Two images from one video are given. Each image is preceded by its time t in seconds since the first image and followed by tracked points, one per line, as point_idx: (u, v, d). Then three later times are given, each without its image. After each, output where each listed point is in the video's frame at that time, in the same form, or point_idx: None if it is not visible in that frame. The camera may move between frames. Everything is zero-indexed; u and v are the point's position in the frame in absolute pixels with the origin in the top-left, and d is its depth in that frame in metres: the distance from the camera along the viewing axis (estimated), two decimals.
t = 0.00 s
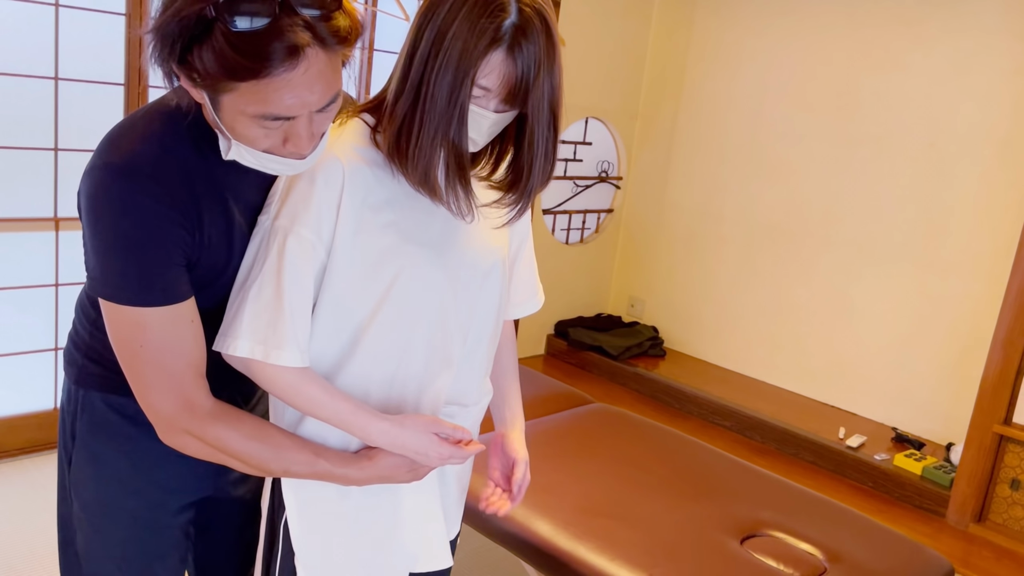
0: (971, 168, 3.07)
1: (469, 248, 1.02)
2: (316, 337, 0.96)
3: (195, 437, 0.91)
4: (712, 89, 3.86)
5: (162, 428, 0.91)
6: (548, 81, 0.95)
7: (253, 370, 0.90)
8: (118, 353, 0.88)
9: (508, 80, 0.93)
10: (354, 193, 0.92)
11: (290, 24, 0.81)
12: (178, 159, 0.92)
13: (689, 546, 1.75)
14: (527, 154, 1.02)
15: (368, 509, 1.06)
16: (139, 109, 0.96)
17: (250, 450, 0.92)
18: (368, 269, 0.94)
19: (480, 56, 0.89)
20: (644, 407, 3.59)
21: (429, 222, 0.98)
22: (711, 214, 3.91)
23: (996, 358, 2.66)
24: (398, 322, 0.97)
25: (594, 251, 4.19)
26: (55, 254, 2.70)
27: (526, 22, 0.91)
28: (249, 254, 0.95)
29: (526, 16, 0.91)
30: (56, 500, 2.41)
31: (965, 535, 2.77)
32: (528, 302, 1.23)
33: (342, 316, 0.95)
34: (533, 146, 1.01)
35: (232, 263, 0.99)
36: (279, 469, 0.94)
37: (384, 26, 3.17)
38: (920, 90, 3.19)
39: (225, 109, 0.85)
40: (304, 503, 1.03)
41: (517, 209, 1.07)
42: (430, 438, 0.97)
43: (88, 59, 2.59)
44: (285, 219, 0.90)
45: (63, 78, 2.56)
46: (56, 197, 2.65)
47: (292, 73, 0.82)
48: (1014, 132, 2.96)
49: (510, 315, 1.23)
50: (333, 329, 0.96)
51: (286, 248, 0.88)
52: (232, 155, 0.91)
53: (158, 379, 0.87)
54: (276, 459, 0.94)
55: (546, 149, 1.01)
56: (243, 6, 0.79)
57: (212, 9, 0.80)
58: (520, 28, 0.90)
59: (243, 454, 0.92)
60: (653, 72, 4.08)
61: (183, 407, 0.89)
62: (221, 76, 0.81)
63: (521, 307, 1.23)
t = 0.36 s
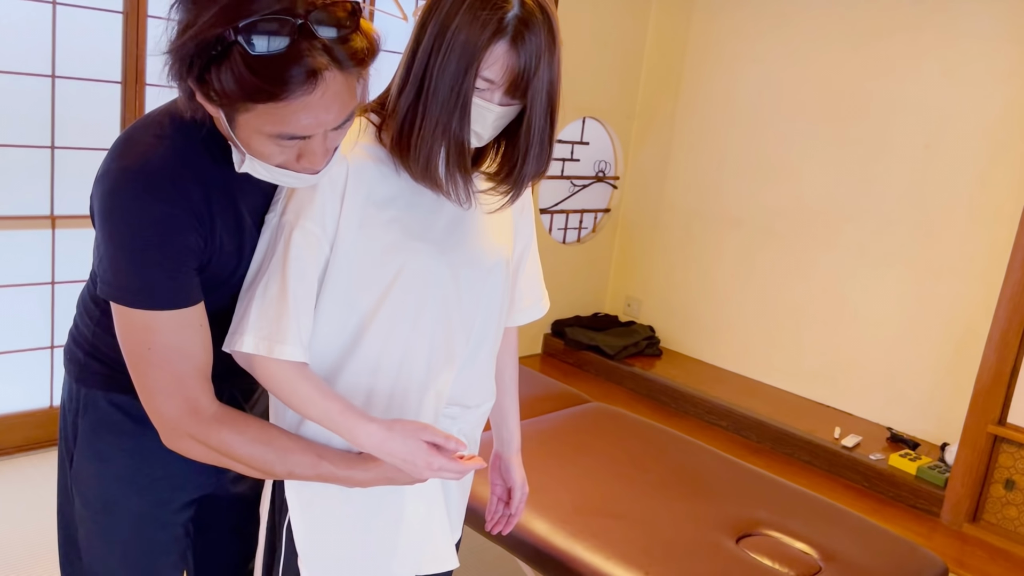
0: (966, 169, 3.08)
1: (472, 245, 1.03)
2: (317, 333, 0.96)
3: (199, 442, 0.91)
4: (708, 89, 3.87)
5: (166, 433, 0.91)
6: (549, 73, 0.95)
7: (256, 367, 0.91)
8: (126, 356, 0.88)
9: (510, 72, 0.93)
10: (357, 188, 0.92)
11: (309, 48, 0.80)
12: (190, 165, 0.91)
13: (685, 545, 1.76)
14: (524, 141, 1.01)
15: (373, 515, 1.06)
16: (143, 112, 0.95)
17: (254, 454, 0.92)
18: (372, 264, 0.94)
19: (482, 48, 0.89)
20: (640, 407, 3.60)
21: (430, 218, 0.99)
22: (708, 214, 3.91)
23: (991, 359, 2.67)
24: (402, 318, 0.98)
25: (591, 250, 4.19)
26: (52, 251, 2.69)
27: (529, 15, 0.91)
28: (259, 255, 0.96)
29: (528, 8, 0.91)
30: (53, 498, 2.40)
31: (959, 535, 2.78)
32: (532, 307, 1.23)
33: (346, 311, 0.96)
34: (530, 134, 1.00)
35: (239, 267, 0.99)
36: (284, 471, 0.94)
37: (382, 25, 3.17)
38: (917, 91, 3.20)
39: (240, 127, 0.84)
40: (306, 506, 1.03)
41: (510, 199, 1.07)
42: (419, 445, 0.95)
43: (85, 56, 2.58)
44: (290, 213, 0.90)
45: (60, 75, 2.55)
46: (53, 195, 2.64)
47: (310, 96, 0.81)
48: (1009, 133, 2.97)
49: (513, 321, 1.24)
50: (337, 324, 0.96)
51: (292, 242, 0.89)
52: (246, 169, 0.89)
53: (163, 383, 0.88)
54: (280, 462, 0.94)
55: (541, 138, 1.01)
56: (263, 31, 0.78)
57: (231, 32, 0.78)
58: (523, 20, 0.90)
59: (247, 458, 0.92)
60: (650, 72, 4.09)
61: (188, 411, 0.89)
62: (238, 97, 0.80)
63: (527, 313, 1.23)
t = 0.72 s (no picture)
0: (966, 168, 3.08)
1: (473, 242, 1.02)
2: (315, 326, 0.96)
3: (197, 424, 0.91)
4: (708, 88, 3.87)
5: (163, 417, 0.91)
6: (551, 66, 0.95)
7: (255, 362, 0.91)
8: (132, 342, 0.88)
9: (513, 65, 0.93)
10: (359, 185, 0.92)
11: (332, 62, 0.80)
12: (203, 151, 0.90)
13: (685, 543, 1.76)
14: (538, 139, 1.02)
15: (372, 496, 1.06)
16: (161, 103, 0.95)
17: (251, 435, 0.93)
18: (371, 261, 0.94)
19: (485, 41, 0.89)
20: (639, 405, 3.60)
21: (431, 216, 0.99)
22: (707, 213, 3.92)
23: (990, 358, 2.67)
24: (401, 316, 0.97)
25: (590, 249, 4.19)
26: (52, 249, 2.69)
27: (532, 8, 0.90)
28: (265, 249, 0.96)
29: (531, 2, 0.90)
30: (53, 496, 2.41)
31: (958, 533, 2.78)
32: (530, 307, 1.23)
33: (345, 306, 0.95)
34: (543, 132, 1.01)
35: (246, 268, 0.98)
36: (279, 453, 0.95)
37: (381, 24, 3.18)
38: (916, 90, 3.20)
39: (259, 138, 0.83)
40: (306, 491, 1.03)
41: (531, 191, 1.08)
42: (417, 455, 0.95)
43: (83, 53, 2.57)
44: (291, 209, 0.90)
45: (59, 73, 2.55)
46: (53, 193, 2.64)
47: (333, 109, 0.80)
48: (1009, 132, 2.97)
49: (512, 321, 1.24)
50: (335, 320, 0.96)
51: (292, 237, 0.89)
52: (261, 175, 0.87)
53: (167, 367, 0.87)
54: (276, 442, 0.94)
55: (557, 133, 1.02)
56: (289, 45, 0.77)
57: (254, 45, 0.76)
58: (526, 14, 0.90)
59: (247, 440, 0.93)
60: (650, 71, 4.09)
61: (188, 394, 0.89)
62: (260, 109, 0.79)
63: (524, 313, 1.23)
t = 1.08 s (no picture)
0: (964, 166, 3.08)
1: (462, 251, 1.02)
2: (298, 322, 0.96)
3: (183, 413, 0.91)
4: (706, 85, 3.87)
5: (149, 407, 0.91)
6: (550, 60, 0.95)
7: (238, 358, 0.92)
8: (121, 333, 0.88)
9: (511, 57, 0.93)
10: (349, 187, 0.92)
11: (318, 26, 0.79)
12: (195, 143, 0.91)
13: (682, 539, 1.76)
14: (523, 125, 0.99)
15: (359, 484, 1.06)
16: (156, 93, 0.95)
17: (237, 424, 0.93)
18: (356, 267, 0.94)
19: (481, 31, 0.89)
20: (637, 403, 3.60)
21: (421, 222, 0.98)
22: (705, 211, 3.91)
23: (988, 355, 2.67)
24: (385, 323, 0.97)
25: (588, 247, 4.19)
26: (49, 246, 2.69)
27: None
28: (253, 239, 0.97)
29: None
30: (51, 492, 2.41)
31: (955, 531, 2.79)
32: (524, 312, 1.23)
33: (330, 307, 0.96)
34: (529, 120, 0.98)
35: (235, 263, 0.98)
36: (266, 442, 0.94)
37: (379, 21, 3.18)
38: (915, 87, 3.20)
39: (252, 112, 0.83)
40: (292, 480, 1.04)
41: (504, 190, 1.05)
42: (393, 460, 0.94)
43: (81, 50, 2.57)
44: (277, 207, 0.91)
45: (56, 70, 2.55)
46: (51, 190, 2.64)
47: (322, 76, 0.80)
48: (1007, 130, 2.97)
49: (506, 322, 1.24)
50: (321, 319, 0.97)
51: (274, 234, 0.89)
52: (256, 156, 0.87)
53: (156, 357, 0.87)
54: (262, 431, 0.94)
55: (542, 126, 1.00)
56: (272, 12, 0.77)
57: (238, 15, 0.76)
58: (523, 4, 0.91)
59: (232, 429, 0.93)
60: (648, 69, 4.09)
61: (175, 384, 0.89)
62: (250, 80, 0.79)
63: (518, 317, 1.23)
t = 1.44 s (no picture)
0: (964, 161, 3.08)
1: (459, 247, 1.02)
2: (297, 321, 0.97)
3: (181, 406, 0.91)
4: (706, 81, 3.86)
5: (147, 399, 0.91)
6: (539, 52, 0.96)
7: (242, 358, 0.93)
8: (115, 323, 0.88)
9: (501, 50, 0.93)
10: (344, 185, 0.92)
11: None
12: (180, 136, 0.92)
13: (680, 535, 1.76)
14: (527, 123, 1.02)
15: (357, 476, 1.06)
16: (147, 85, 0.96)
17: (236, 416, 0.92)
18: (353, 266, 0.94)
19: (470, 26, 0.89)
20: (637, 399, 3.60)
21: (418, 218, 0.98)
22: (705, 207, 3.91)
23: (987, 350, 2.68)
24: (384, 321, 0.97)
25: (588, 243, 4.19)
26: (49, 243, 2.69)
27: None
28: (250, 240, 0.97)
29: None
30: (50, 489, 2.41)
31: (954, 526, 2.79)
32: (516, 304, 1.23)
33: (329, 305, 0.96)
34: (530, 112, 1.01)
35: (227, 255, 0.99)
36: (264, 434, 0.94)
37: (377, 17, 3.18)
38: (914, 82, 3.19)
39: (235, 84, 0.86)
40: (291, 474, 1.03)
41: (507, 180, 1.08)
42: (404, 447, 0.95)
43: (79, 46, 2.57)
44: (273, 208, 0.91)
45: (55, 66, 2.55)
46: (49, 187, 2.64)
47: (299, 41, 0.82)
48: (1007, 125, 2.97)
49: (497, 314, 1.23)
50: (320, 318, 0.97)
51: (271, 235, 0.90)
52: (242, 135, 0.91)
53: (151, 349, 0.88)
54: (262, 425, 0.93)
55: (538, 116, 1.02)
56: None
57: None
58: None
59: (230, 421, 0.92)
60: (647, 65, 4.08)
61: (172, 375, 0.89)
62: (230, 47, 0.82)
63: (510, 308, 1.23)
